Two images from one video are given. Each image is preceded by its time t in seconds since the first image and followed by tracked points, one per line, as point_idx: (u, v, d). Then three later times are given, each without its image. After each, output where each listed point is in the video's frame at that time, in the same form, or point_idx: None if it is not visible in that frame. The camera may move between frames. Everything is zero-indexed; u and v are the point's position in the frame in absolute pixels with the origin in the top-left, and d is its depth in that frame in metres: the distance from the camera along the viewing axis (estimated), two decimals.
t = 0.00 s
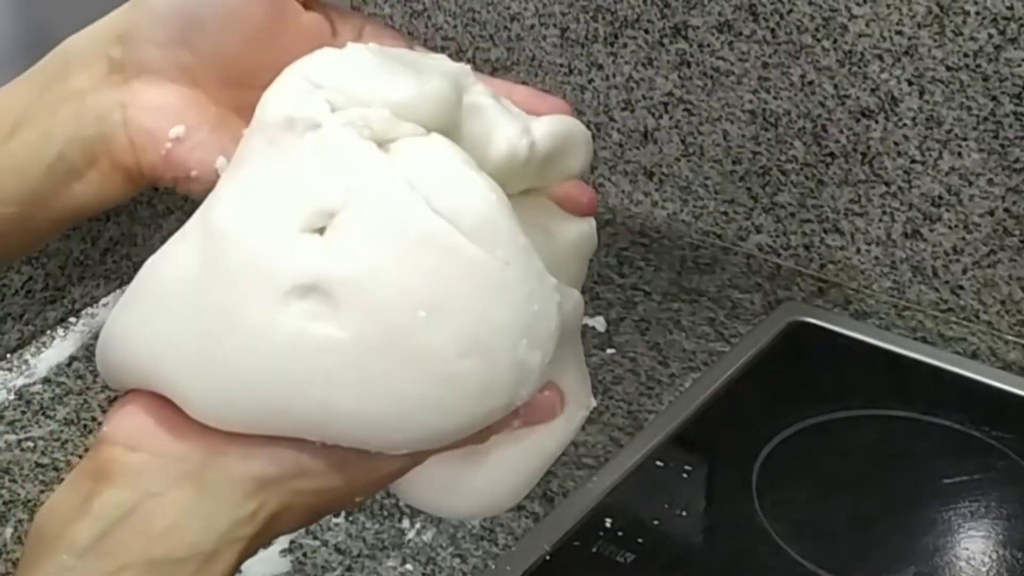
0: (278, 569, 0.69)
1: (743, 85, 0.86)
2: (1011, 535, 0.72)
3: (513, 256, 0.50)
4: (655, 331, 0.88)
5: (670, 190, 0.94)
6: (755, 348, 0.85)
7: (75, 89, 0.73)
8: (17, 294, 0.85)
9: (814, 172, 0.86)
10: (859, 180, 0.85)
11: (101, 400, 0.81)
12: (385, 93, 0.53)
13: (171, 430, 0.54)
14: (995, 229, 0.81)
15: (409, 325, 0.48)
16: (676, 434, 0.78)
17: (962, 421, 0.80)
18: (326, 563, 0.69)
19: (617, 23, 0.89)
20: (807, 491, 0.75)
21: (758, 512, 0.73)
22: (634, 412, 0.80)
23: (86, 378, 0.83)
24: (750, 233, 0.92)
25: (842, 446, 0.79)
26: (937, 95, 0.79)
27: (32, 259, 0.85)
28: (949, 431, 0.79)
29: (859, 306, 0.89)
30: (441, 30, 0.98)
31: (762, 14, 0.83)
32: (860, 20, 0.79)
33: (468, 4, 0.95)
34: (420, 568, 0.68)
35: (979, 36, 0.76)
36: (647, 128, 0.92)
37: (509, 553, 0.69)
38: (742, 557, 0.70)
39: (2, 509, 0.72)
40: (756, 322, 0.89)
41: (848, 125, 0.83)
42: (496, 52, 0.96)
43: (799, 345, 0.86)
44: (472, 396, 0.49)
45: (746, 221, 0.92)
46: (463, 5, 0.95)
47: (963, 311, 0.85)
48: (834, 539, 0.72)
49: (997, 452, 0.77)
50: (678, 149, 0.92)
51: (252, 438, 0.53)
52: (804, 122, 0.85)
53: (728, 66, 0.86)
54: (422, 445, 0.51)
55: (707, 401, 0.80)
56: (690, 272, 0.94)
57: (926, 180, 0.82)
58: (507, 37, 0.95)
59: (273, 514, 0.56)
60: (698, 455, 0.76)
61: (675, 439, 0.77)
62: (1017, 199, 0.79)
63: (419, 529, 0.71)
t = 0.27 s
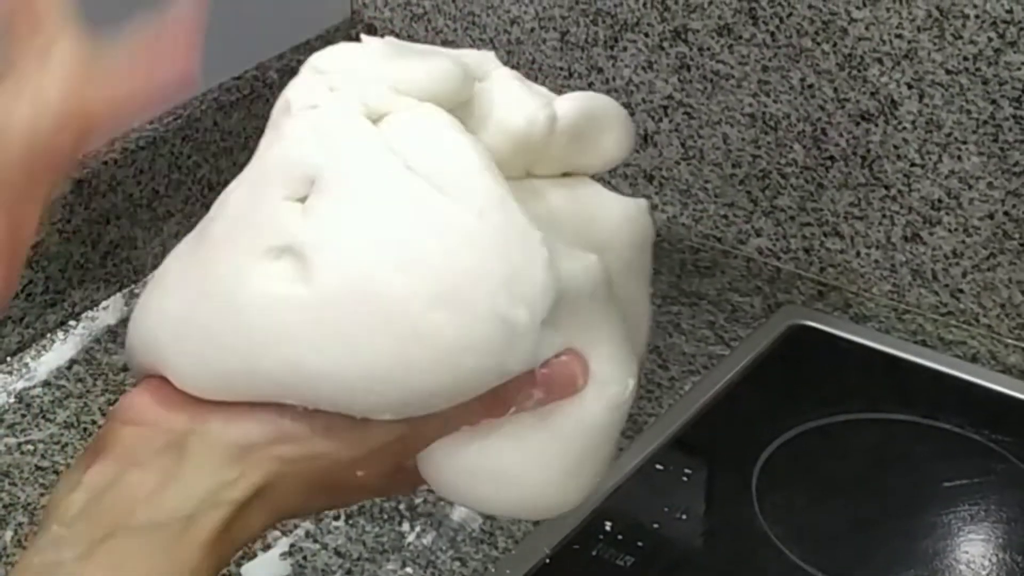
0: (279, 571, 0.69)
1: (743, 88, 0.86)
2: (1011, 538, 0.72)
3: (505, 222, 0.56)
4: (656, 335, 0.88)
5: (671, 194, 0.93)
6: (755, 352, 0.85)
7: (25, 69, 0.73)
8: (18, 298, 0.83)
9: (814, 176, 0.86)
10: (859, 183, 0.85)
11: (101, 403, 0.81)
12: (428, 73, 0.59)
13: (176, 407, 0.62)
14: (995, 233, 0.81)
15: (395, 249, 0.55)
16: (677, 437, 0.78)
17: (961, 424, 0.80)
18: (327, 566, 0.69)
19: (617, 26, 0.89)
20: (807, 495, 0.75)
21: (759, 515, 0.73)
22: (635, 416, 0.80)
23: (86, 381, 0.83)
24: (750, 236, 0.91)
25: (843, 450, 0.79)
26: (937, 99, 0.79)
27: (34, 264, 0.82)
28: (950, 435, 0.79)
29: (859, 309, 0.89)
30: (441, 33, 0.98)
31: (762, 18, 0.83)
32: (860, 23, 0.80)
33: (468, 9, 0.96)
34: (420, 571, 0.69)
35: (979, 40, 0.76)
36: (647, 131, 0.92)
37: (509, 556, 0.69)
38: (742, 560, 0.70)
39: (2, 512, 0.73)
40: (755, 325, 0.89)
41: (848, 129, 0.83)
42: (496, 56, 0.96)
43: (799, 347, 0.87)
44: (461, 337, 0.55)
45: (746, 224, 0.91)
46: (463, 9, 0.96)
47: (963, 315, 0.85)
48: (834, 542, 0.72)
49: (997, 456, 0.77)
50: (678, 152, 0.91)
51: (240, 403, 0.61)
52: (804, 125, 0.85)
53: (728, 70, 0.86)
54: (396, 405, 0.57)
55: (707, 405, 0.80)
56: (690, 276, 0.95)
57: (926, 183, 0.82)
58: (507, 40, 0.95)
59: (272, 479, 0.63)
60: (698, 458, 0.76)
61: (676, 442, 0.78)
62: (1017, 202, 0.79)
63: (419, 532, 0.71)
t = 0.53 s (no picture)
0: (278, 569, 0.69)
1: (741, 86, 0.86)
2: (1010, 535, 0.72)
3: (458, 218, 0.52)
4: (654, 332, 0.88)
5: (670, 192, 0.93)
6: (756, 348, 0.85)
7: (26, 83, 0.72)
8: (16, 297, 0.81)
9: (813, 174, 0.86)
10: (857, 181, 0.85)
11: (100, 401, 0.80)
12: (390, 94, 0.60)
13: (153, 417, 0.59)
14: (994, 231, 0.81)
15: (369, 246, 0.53)
16: (676, 435, 0.78)
17: (961, 421, 0.80)
18: (325, 564, 0.69)
19: (615, 24, 0.90)
20: (806, 492, 0.75)
21: (757, 512, 0.73)
22: (634, 413, 0.80)
23: (85, 379, 0.82)
24: (749, 234, 0.92)
25: (843, 446, 0.79)
26: (935, 96, 0.79)
27: (31, 261, 0.81)
28: (949, 432, 0.79)
29: (857, 307, 0.89)
30: (440, 31, 0.98)
31: (761, 16, 0.83)
32: (859, 21, 0.80)
33: (467, 6, 0.96)
34: (419, 568, 0.68)
35: (978, 38, 0.76)
36: (646, 129, 0.92)
37: (508, 553, 0.69)
38: (741, 558, 0.70)
39: (1, 510, 0.73)
40: (755, 322, 0.89)
41: (846, 126, 0.83)
42: (495, 53, 0.96)
43: (798, 346, 0.86)
44: (409, 325, 0.52)
45: (744, 222, 0.91)
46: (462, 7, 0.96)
47: (961, 312, 0.85)
48: (833, 539, 0.72)
49: (996, 453, 0.77)
50: (676, 150, 0.91)
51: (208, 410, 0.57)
52: (803, 122, 0.85)
53: (727, 67, 0.86)
54: (364, 403, 0.54)
55: (705, 404, 0.80)
56: (688, 274, 0.93)
57: (925, 181, 0.82)
58: (506, 38, 0.95)
59: (241, 487, 0.58)
60: (697, 455, 0.77)
61: (674, 439, 0.77)
62: (1015, 200, 0.80)
63: (418, 529, 0.71)
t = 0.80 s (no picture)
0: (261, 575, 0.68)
1: (726, 90, 0.87)
2: (991, 543, 0.72)
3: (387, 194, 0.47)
4: (637, 338, 0.88)
5: (654, 197, 0.94)
6: (741, 355, 0.86)
7: None
8: None
9: (797, 180, 0.86)
10: (841, 186, 0.85)
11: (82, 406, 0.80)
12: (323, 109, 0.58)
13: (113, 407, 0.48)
14: (976, 236, 0.81)
15: (288, 241, 0.46)
16: (661, 441, 0.78)
17: (943, 430, 0.80)
18: (309, 570, 0.69)
19: (600, 27, 0.90)
20: (789, 499, 0.75)
21: (741, 518, 0.73)
22: (617, 418, 0.80)
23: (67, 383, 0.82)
24: (733, 239, 0.92)
25: (825, 451, 0.79)
26: (918, 101, 0.79)
27: (14, 262, 0.81)
28: (932, 440, 0.80)
29: (840, 313, 0.90)
30: (425, 33, 0.98)
31: (745, 20, 0.84)
32: (843, 25, 0.80)
33: (452, 9, 0.96)
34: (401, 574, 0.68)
35: (961, 43, 0.77)
36: (631, 133, 0.92)
37: (493, 559, 0.69)
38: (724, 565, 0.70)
39: None
40: (737, 330, 0.90)
41: (830, 131, 0.84)
42: (480, 56, 0.96)
43: (782, 354, 0.87)
44: (338, 312, 0.44)
45: (728, 227, 0.91)
46: (447, 9, 0.96)
47: (944, 319, 0.85)
48: (816, 546, 0.72)
49: (978, 462, 0.78)
50: (661, 154, 0.91)
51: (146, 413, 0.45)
52: (787, 127, 0.85)
53: (711, 71, 0.86)
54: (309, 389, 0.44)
55: (690, 411, 0.81)
56: (672, 278, 0.94)
57: (908, 186, 0.82)
58: (491, 41, 0.95)
59: (197, 480, 0.43)
60: (680, 461, 0.77)
61: (659, 446, 0.78)
62: (997, 206, 0.80)
63: (401, 535, 0.71)
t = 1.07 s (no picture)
0: None
1: (723, 106, 0.87)
2: (992, 553, 0.72)
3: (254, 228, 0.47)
4: (637, 352, 0.87)
5: (652, 212, 0.94)
6: (736, 368, 0.85)
7: None
8: None
9: (794, 194, 0.87)
10: (838, 201, 0.85)
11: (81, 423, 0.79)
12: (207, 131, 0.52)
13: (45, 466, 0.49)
14: (974, 250, 0.82)
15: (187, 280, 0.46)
16: (660, 454, 0.78)
17: (942, 441, 0.80)
18: None
19: (597, 45, 0.90)
20: (789, 511, 0.75)
21: (741, 531, 0.73)
22: (617, 432, 0.80)
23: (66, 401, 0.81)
24: (731, 253, 0.92)
25: (824, 464, 0.79)
26: (915, 117, 0.80)
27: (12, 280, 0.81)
28: (930, 451, 0.80)
29: (840, 326, 0.88)
30: (422, 51, 0.99)
31: (741, 37, 0.84)
32: (838, 42, 0.81)
33: (450, 27, 0.96)
34: None
35: (956, 59, 0.77)
36: (628, 149, 0.92)
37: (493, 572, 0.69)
38: None
39: None
40: (737, 343, 0.88)
41: (827, 146, 0.84)
42: (477, 73, 0.97)
43: (780, 366, 0.86)
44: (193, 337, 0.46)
45: (727, 241, 0.92)
46: (445, 28, 0.97)
47: (942, 331, 0.86)
48: (817, 559, 0.72)
49: (977, 472, 0.78)
50: (659, 170, 0.92)
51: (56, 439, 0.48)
52: (784, 143, 0.86)
53: (708, 88, 0.87)
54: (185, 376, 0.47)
55: (689, 424, 0.80)
56: (670, 293, 0.92)
57: (905, 201, 0.83)
58: (489, 58, 0.96)
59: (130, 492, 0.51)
60: (679, 475, 0.77)
61: (658, 459, 0.78)
62: (994, 220, 0.80)
63: (401, 550, 0.71)
